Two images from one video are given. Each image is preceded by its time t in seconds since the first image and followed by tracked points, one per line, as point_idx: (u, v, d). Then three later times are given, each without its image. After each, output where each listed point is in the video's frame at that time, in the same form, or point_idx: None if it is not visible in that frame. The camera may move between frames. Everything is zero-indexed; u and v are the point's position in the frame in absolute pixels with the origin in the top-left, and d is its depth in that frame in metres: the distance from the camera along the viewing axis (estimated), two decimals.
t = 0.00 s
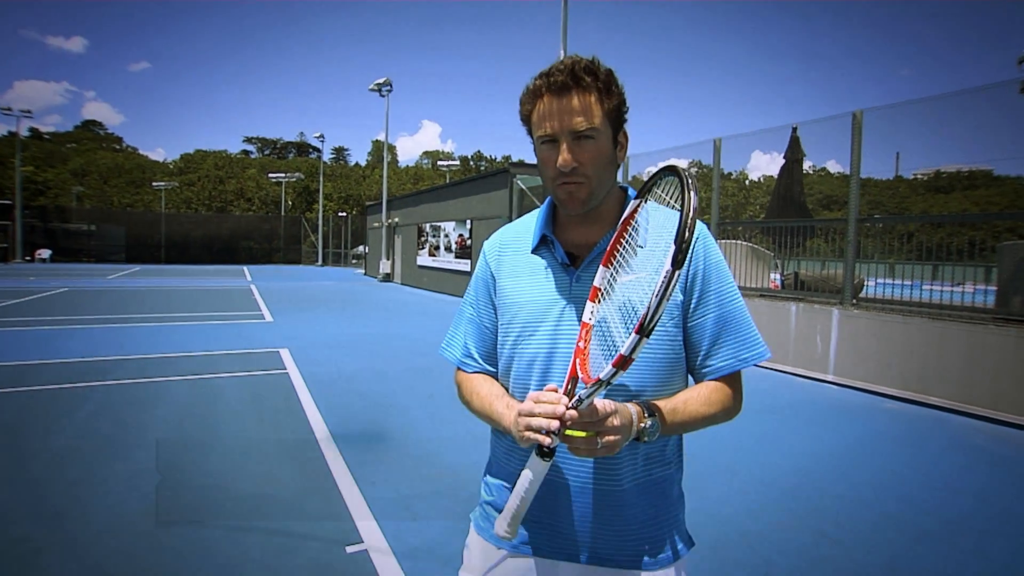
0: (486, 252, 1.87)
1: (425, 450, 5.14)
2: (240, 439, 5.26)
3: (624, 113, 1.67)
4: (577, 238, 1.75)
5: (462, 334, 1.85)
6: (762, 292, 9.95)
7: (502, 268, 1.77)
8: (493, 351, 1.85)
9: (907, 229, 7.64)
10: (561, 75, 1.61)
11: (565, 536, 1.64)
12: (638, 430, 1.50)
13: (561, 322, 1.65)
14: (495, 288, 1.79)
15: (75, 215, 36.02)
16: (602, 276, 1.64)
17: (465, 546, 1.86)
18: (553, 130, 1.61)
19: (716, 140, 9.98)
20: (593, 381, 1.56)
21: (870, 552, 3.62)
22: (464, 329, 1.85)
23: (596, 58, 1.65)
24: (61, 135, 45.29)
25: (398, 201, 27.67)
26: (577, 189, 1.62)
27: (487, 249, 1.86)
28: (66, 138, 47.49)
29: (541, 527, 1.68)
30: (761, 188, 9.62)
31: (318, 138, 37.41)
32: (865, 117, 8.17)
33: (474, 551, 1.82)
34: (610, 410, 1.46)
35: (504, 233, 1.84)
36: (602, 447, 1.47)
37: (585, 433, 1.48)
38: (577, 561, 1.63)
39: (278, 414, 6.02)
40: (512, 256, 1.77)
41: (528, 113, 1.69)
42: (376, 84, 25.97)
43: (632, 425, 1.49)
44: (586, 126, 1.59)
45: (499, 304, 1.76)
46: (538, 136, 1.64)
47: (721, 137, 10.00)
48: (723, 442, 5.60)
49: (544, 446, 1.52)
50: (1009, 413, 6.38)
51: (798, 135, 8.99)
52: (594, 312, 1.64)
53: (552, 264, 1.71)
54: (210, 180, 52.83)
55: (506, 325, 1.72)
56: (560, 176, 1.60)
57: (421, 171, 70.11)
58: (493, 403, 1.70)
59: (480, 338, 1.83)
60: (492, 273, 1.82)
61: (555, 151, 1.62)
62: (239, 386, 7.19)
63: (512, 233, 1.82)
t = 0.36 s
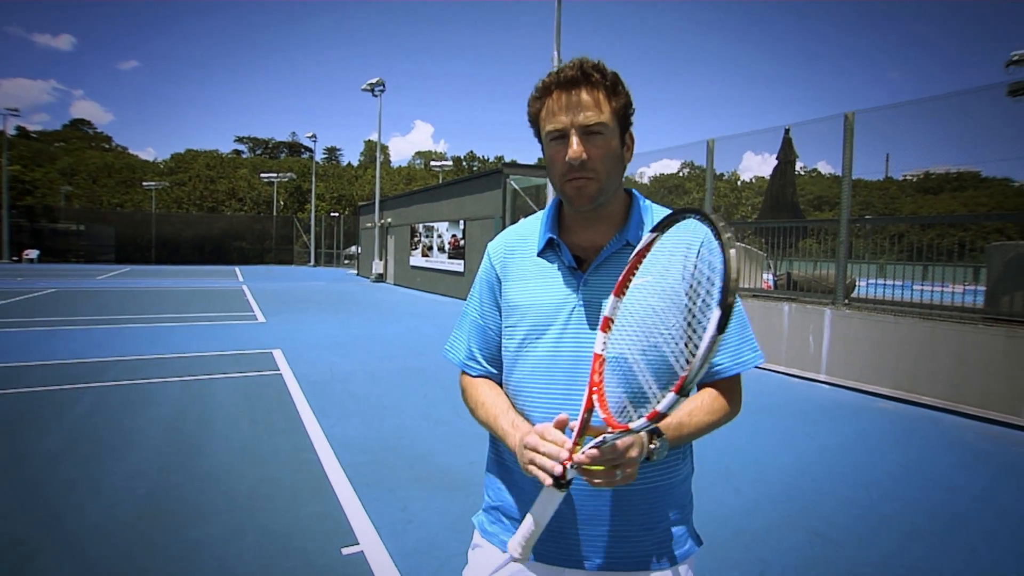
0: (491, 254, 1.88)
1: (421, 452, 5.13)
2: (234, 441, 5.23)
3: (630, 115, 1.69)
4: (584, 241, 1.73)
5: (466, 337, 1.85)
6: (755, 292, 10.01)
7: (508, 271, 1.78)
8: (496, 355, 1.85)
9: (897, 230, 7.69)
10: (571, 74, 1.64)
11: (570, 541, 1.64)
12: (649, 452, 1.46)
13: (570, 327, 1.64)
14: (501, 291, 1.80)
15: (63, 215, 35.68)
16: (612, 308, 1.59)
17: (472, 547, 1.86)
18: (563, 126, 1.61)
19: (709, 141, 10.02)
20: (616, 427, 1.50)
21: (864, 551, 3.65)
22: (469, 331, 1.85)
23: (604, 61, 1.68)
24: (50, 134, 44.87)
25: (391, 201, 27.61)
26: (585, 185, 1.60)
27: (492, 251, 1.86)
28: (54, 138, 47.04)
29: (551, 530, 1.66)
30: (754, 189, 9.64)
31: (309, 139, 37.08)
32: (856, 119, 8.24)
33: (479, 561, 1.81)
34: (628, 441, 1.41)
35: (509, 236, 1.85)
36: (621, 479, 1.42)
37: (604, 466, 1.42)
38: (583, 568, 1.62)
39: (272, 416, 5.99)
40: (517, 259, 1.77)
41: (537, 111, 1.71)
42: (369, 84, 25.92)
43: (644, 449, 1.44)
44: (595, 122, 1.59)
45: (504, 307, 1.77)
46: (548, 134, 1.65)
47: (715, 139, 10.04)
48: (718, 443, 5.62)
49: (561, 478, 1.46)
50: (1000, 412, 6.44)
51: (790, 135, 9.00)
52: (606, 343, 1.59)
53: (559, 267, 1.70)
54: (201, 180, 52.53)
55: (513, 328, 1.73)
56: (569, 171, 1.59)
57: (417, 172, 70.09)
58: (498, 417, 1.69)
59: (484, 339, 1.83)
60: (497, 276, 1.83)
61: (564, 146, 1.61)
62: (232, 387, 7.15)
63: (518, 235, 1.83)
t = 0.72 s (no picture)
0: (497, 250, 1.78)
1: (414, 453, 5.12)
2: (225, 443, 5.19)
3: (642, 109, 1.70)
4: (601, 237, 1.72)
5: (482, 339, 1.70)
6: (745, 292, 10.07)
7: (522, 269, 1.69)
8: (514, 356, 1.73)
9: (883, 230, 7.77)
10: (588, 65, 1.62)
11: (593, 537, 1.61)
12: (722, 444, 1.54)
13: (594, 326, 1.61)
14: (517, 289, 1.70)
15: (46, 215, 35.21)
16: (682, 294, 1.62)
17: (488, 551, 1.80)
18: (582, 116, 1.59)
19: (699, 142, 10.07)
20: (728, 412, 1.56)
21: (854, 548, 3.69)
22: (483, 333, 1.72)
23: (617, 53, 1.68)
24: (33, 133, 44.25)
25: (380, 201, 27.50)
26: (606, 178, 1.58)
27: (500, 246, 1.76)
28: (38, 136, 46.43)
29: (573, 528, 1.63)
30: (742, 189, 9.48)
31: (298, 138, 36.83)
32: (845, 120, 8.31)
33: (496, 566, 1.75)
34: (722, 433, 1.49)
35: (518, 232, 1.76)
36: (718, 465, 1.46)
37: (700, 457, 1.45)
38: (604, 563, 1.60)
39: (264, 417, 5.94)
40: (533, 257, 1.69)
41: (553, 103, 1.68)
42: (358, 83, 25.80)
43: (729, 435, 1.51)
44: (615, 113, 1.58)
45: (522, 307, 1.68)
46: (566, 124, 1.61)
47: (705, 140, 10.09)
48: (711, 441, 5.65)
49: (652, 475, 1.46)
50: (984, 409, 6.53)
51: (780, 137, 8.99)
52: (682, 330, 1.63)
53: (580, 265, 1.65)
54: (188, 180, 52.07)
55: (532, 330, 1.65)
56: (590, 163, 1.57)
57: (406, 172, 69.88)
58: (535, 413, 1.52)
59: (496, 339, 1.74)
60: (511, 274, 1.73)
61: (584, 137, 1.59)
62: (222, 388, 7.10)
63: (528, 231, 1.75)
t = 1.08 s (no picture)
0: (497, 249, 1.78)
1: (403, 453, 5.09)
2: (210, 444, 5.13)
3: (644, 109, 1.69)
4: (601, 237, 1.72)
5: (481, 338, 1.71)
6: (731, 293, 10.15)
7: (522, 269, 1.69)
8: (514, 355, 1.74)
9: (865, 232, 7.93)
10: (589, 65, 1.63)
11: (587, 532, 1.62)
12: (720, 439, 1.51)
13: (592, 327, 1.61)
14: (515, 289, 1.70)
15: (24, 213, 34.63)
16: (679, 288, 1.64)
17: (483, 550, 1.79)
18: (581, 116, 1.59)
19: (686, 143, 10.13)
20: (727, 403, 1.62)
21: (838, 545, 3.74)
22: (482, 331, 1.72)
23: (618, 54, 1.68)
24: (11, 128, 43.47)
25: (367, 200, 27.35)
26: (606, 177, 1.59)
27: (500, 246, 1.76)
28: (17, 132, 45.67)
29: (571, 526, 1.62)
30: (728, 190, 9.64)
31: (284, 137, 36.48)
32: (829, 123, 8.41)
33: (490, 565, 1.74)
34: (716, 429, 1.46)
35: (518, 231, 1.76)
36: (711, 460, 1.44)
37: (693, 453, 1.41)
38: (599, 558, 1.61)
39: (250, 418, 5.88)
40: (532, 256, 1.69)
41: (555, 102, 1.68)
42: (345, 82, 25.65)
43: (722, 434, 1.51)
44: (615, 111, 1.59)
45: (521, 307, 1.68)
46: (566, 123, 1.62)
47: (691, 141, 10.16)
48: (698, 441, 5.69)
49: (644, 470, 1.42)
50: (965, 409, 6.64)
51: (766, 139, 9.08)
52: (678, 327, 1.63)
53: (579, 267, 1.65)
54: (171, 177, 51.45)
55: (530, 329, 1.65)
56: (590, 162, 1.58)
57: (393, 171, 69.66)
58: (530, 415, 1.54)
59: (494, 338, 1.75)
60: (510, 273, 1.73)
61: (584, 136, 1.59)
62: (207, 388, 7.03)
63: (527, 231, 1.75)
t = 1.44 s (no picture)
0: (485, 252, 1.82)
1: (396, 454, 5.08)
2: (203, 444, 5.10)
3: (631, 117, 1.68)
4: (582, 241, 1.70)
5: (461, 333, 1.79)
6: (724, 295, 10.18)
7: (506, 270, 1.72)
8: (493, 352, 1.80)
9: (856, 235, 8.03)
10: (575, 72, 1.63)
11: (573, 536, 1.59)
12: (653, 432, 1.45)
13: (568, 328, 1.62)
14: (497, 289, 1.75)
15: (12, 210, 34.61)
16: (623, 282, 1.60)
17: (470, 551, 1.79)
18: (565, 124, 1.60)
19: (680, 146, 10.18)
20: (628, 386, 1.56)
21: (831, 545, 3.76)
22: (463, 327, 1.80)
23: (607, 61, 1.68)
24: None
25: (360, 200, 27.30)
26: (588, 184, 1.59)
27: (488, 249, 1.80)
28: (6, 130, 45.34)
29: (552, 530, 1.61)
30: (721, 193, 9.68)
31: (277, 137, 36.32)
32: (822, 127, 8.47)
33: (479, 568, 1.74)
34: (636, 412, 1.43)
35: (506, 233, 1.79)
36: (629, 449, 1.43)
37: (612, 436, 1.42)
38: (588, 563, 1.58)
39: (243, 419, 5.85)
40: (515, 257, 1.72)
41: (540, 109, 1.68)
42: (338, 82, 25.57)
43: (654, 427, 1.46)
44: (599, 120, 1.58)
45: (502, 306, 1.71)
46: (550, 131, 1.63)
47: (685, 144, 10.20)
48: (691, 442, 5.71)
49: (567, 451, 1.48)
50: (954, 410, 6.70)
51: (759, 142, 9.14)
52: (617, 317, 1.60)
53: (559, 268, 1.66)
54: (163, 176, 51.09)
55: (509, 328, 1.68)
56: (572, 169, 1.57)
57: (386, 172, 69.52)
58: (499, 406, 1.64)
59: (480, 339, 1.78)
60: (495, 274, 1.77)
61: (568, 143, 1.60)
62: (199, 389, 6.99)
63: (514, 232, 1.78)
